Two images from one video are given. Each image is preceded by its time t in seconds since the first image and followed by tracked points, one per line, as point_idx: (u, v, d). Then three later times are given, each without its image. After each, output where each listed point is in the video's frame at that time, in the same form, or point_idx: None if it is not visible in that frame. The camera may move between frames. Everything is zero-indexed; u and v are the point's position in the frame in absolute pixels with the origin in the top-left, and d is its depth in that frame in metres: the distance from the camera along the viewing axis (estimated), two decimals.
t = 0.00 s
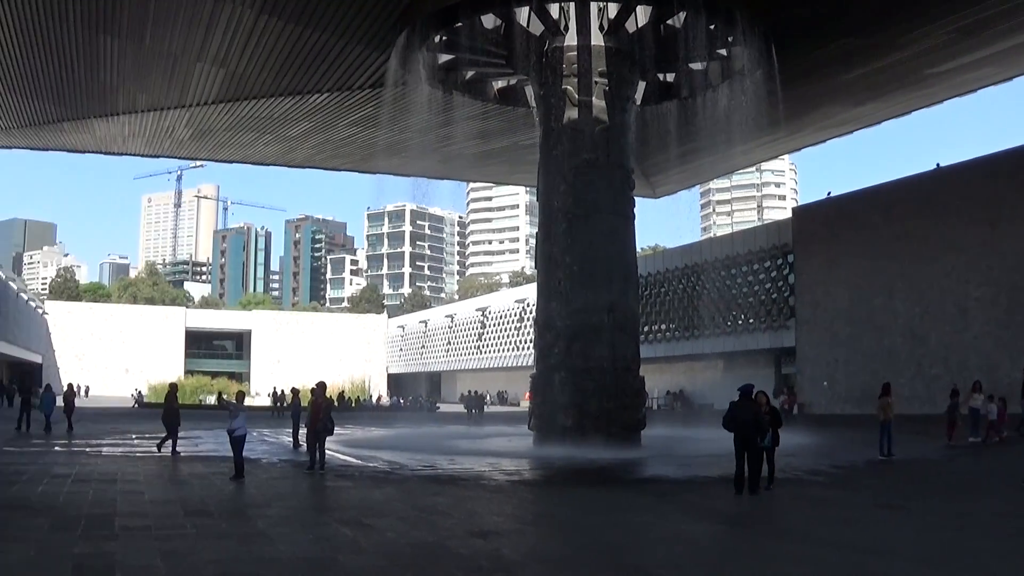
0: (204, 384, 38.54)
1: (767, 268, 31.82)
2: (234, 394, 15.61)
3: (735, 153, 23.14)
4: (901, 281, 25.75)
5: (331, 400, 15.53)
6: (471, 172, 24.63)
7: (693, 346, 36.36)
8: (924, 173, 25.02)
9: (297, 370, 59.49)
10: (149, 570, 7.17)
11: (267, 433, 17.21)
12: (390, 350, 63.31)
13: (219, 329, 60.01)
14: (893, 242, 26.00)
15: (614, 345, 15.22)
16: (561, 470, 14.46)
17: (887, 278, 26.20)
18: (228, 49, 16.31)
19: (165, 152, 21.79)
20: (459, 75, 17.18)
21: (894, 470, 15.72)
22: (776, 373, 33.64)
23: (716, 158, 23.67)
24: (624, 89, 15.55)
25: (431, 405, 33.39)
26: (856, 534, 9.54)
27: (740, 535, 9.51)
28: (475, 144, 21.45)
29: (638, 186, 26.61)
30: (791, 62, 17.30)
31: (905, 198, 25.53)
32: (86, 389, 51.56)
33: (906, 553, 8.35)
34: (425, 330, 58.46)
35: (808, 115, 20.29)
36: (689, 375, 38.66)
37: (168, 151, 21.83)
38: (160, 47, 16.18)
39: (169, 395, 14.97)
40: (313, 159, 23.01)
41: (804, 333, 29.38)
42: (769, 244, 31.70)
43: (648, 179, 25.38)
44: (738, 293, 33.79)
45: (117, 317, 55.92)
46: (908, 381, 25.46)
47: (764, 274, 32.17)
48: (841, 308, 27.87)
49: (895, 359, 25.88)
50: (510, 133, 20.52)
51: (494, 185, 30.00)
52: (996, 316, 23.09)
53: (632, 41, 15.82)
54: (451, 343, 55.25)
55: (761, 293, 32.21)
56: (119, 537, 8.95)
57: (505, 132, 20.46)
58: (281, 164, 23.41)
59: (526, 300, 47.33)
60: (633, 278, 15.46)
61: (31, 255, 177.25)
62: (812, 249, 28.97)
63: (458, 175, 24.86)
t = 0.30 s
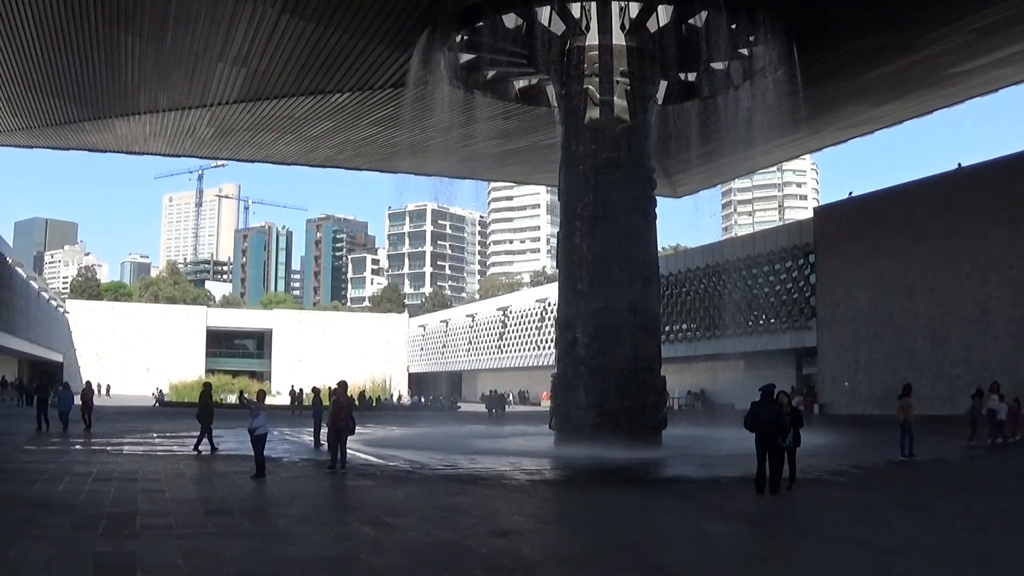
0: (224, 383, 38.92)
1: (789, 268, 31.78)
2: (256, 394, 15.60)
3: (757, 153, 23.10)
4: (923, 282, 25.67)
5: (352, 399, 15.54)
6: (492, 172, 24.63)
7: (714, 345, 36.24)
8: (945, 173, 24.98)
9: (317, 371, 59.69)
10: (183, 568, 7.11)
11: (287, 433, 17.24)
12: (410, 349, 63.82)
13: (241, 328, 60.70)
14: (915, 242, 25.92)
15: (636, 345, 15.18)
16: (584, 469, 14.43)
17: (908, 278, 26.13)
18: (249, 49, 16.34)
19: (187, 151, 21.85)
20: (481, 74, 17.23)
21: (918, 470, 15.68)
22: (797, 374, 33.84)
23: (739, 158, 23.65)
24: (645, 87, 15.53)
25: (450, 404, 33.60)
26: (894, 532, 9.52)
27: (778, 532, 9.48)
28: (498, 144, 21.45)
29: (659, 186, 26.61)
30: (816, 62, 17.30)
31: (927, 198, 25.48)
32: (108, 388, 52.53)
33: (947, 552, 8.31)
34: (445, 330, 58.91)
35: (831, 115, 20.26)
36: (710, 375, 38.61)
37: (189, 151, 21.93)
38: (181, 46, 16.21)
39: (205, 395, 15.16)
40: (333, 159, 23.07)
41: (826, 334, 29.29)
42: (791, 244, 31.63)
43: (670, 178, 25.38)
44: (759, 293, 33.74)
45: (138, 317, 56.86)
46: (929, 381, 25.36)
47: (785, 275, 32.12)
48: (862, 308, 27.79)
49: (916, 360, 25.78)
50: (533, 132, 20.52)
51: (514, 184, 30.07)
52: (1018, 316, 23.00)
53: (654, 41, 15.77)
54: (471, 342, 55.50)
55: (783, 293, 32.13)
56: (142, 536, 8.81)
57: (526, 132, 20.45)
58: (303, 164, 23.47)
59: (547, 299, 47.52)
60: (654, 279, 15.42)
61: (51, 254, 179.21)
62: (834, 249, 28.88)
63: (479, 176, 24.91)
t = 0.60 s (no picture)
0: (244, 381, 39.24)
1: (809, 265, 31.79)
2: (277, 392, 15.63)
3: (777, 150, 23.09)
4: (943, 278, 25.60)
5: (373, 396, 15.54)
6: (512, 169, 24.67)
7: (734, 343, 36.19)
8: (964, 170, 24.93)
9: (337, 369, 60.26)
10: (214, 563, 7.11)
11: (308, 430, 17.28)
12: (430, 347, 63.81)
13: (263, 325, 61.42)
14: (934, 238, 25.86)
15: (656, 342, 15.15)
16: (606, 466, 14.41)
17: (928, 275, 26.07)
18: (267, 47, 16.38)
19: (206, 150, 21.95)
20: (500, 72, 17.40)
21: (940, 467, 15.63)
22: (817, 372, 33.66)
23: (758, 155, 23.65)
24: (665, 83, 15.54)
25: (470, 401, 33.73)
26: (931, 527, 9.49)
27: (816, 526, 9.45)
28: (517, 141, 21.48)
29: (678, 183, 26.64)
30: (837, 59, 17.33)
31: (947, 195, 25.43)
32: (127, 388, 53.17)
33: (983, 549, 8.27)
34: (465, 326, 58.94)
35: (851, 111, 20.24)
36: (730, 373, 38.68)
37: (208, 150, 22.02)
38: (199, 45, 16.26)
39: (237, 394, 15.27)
40: (352, 157, 23.14)
41: (845, 331, 29.23)
42: (811, 241, 31.63)
43: (688, 176, 25.41)
44: (779, 290, 33.71)
45: (158, 316, 57.53)
46: (950, 378, 25.29)
47: (806, 271, 32.07)
48: (881, 305, 27.72)
49: (936, 357, 25.72)
50: (554, 129, 20.54)
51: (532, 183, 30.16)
52: None
53: (675, 39, 15.79)
54: (491, 340, 55.62)
55: (803, 290, 32.11)
56: (163, 533, 8.77)
57: (546, 129, 20.47)
58: (322, 162, 23.54)
59: (567, 297, 47.77)
60: (674, 276, 15.40)
61: (72, 256, 181.18)
62: (853, 246, 28.83)
63: (498, 173, 24.96)
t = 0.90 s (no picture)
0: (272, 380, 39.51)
1: (835, 263, 31.71)
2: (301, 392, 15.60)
3: (802, 147, 23.05)
4: (970, 276, 25.50)
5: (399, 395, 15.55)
6: (537, 168, 24.70)
7: (760, 341, 36.09)
8: (991, 166, 24.82)
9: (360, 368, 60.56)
10: (243, 560, 7.07)
11: (333, 430, 17.34)
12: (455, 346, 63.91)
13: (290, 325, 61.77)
14: (960, 235, 25.76)
15: (682, 340, 15.11)
16: (633, 465, 14.38)
17: (954, 272, 25.98)
18: (291, 47, 16.41)
19: (232, 151, 22.05)
20: (524, 71, 17.39)
21: (966, 465, 15.56)
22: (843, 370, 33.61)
23: (782, 153, 23.62)
24: (689, 80, 15.51)
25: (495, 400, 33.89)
26: (978, 527, 9.44)
27: (862, 526, 9.43)
28: (542, 140, 21.50)
29: (704, 181, 26.65)
30: (863, 55, 17.28)
31: (974, 192, 25.33)
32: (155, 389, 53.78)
33: (1019, 545, 8.23)
34: (491, 326, 58.98)
35: (877, 108, 20.17)
36: (756, 371, 38.74)
37: (233, 151, 22.12)
38: (224, 46, 16.31)
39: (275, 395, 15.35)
40: (377, 157, 23.20)
41: (872, 329, 29.14)
42: (837, 238, 31.58)
43: (713, 174, 25.43)
44: (805, 288, 33.59)
45: (184, 316, 57.97)
46: (976, 376, 25.18)
47: (831, 269, 31.98)
48: (908, 302, 27.63)
49: (963, 355, 25.61)
50: (579, 128, 20.55)
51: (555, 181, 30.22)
52: None
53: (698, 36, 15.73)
54: (516, 339, 55.72)
55: (829, 288, 32.01)
56: (191, 532, 8.71)
57: (572, 128, 20.48)
58: (347, 163, 23.62)
59: (592, 296, 47.88)
60: (700, 275, 15.37)
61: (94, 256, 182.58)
62: (880, 243, 28.77)
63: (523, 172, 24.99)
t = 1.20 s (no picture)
0: (304, 378, 39.74)
1: (865, 259, 31.64)
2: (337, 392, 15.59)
3: (833, 143, 22.99)
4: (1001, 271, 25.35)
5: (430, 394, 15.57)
6: (566, 167, 24.73)
7: (793, 338, 35.92)
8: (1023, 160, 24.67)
9: (393, 366, 61.10)
10: (279, 557, 7.00)
11: (364, 429, 17.38)
12: (486, 344, 63.94)
13: (322, 324, 62.12)
14: (993, 230, 25.61)
15: (714, 337, 15.07)
16: (665, 463, 14.32)
17: (985, 268, 25.85)
18: (319, 47, 16.44)
19: (262, 151, 22.17)
20: (554, 69, 17.31)
21: (1000, 462, 15.43)
22: (875, 366, 33.81)
23: (812, 149, 23.57)
24: (718, 79, 15.38)
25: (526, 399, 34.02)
26: None
27: (915, 521, 9.39)
28: (571, 138, 21.51)
29: (735, 178, 26.63)
30: (893, 49, 17.19)
31: (1006, 186, 25.17)
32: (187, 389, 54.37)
33: None
34: (522, 323, 59.04)
35: (909, 103, 20.08)
36: (786, 368, 38.81)
37: (263, 151, 22.24)
38: (253, 46, 16.35)
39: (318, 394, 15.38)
40: (406, 155, 23.27)
41: (903, 325, 29.04)
42: (868, 234, 31.50)
43: (744, 170, 25.43)
44: (836, 285, 33.45)
45: (216, 317, 58.38)
46: (1008, 372, 25.05)
47: (863, 266, 31.90)
48: (940, 298, 27.51)
49: (994, 351, 25.48)
50: (609, 125, 20.54)
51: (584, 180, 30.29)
52: None
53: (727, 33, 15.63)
54: (547, 337, 55.89)
55: (861, 285, 31.91)
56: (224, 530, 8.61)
57: (603, 126, 20.50)
58: (378, 163, 23.72)
59: (622, 293, 47.96)
60: (731, 272, 15.30)
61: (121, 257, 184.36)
62: (912, 239, 28.66)
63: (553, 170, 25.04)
